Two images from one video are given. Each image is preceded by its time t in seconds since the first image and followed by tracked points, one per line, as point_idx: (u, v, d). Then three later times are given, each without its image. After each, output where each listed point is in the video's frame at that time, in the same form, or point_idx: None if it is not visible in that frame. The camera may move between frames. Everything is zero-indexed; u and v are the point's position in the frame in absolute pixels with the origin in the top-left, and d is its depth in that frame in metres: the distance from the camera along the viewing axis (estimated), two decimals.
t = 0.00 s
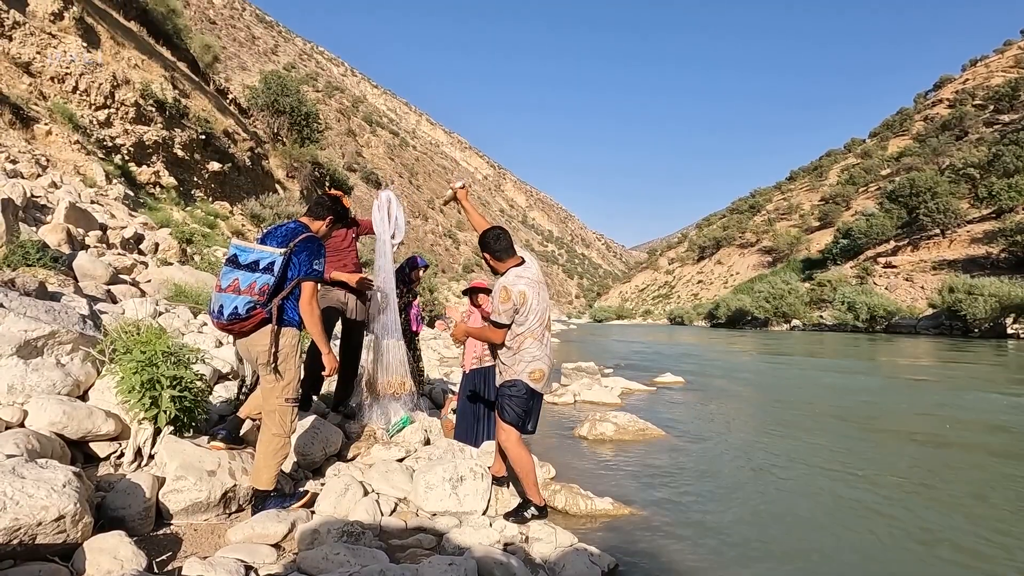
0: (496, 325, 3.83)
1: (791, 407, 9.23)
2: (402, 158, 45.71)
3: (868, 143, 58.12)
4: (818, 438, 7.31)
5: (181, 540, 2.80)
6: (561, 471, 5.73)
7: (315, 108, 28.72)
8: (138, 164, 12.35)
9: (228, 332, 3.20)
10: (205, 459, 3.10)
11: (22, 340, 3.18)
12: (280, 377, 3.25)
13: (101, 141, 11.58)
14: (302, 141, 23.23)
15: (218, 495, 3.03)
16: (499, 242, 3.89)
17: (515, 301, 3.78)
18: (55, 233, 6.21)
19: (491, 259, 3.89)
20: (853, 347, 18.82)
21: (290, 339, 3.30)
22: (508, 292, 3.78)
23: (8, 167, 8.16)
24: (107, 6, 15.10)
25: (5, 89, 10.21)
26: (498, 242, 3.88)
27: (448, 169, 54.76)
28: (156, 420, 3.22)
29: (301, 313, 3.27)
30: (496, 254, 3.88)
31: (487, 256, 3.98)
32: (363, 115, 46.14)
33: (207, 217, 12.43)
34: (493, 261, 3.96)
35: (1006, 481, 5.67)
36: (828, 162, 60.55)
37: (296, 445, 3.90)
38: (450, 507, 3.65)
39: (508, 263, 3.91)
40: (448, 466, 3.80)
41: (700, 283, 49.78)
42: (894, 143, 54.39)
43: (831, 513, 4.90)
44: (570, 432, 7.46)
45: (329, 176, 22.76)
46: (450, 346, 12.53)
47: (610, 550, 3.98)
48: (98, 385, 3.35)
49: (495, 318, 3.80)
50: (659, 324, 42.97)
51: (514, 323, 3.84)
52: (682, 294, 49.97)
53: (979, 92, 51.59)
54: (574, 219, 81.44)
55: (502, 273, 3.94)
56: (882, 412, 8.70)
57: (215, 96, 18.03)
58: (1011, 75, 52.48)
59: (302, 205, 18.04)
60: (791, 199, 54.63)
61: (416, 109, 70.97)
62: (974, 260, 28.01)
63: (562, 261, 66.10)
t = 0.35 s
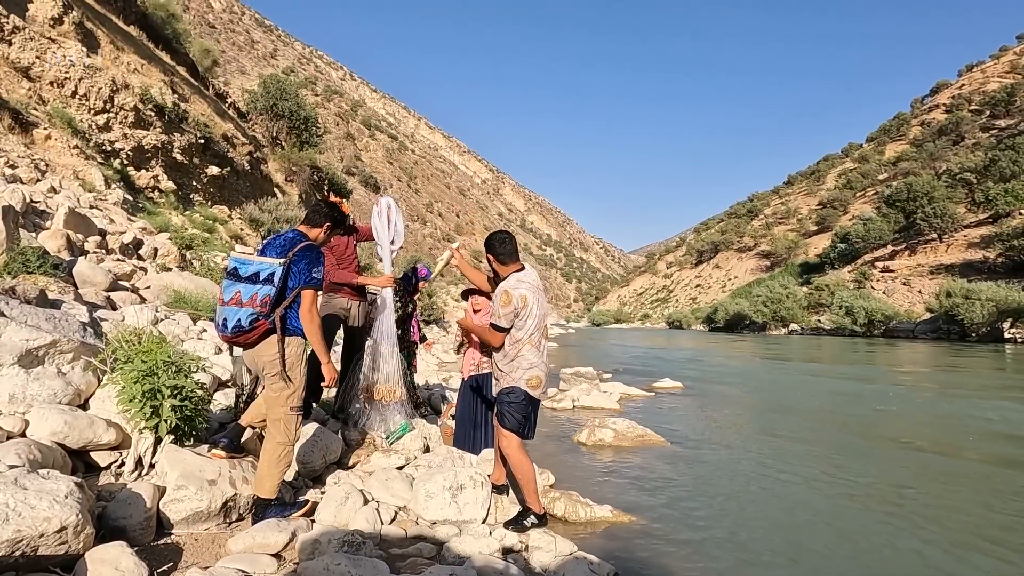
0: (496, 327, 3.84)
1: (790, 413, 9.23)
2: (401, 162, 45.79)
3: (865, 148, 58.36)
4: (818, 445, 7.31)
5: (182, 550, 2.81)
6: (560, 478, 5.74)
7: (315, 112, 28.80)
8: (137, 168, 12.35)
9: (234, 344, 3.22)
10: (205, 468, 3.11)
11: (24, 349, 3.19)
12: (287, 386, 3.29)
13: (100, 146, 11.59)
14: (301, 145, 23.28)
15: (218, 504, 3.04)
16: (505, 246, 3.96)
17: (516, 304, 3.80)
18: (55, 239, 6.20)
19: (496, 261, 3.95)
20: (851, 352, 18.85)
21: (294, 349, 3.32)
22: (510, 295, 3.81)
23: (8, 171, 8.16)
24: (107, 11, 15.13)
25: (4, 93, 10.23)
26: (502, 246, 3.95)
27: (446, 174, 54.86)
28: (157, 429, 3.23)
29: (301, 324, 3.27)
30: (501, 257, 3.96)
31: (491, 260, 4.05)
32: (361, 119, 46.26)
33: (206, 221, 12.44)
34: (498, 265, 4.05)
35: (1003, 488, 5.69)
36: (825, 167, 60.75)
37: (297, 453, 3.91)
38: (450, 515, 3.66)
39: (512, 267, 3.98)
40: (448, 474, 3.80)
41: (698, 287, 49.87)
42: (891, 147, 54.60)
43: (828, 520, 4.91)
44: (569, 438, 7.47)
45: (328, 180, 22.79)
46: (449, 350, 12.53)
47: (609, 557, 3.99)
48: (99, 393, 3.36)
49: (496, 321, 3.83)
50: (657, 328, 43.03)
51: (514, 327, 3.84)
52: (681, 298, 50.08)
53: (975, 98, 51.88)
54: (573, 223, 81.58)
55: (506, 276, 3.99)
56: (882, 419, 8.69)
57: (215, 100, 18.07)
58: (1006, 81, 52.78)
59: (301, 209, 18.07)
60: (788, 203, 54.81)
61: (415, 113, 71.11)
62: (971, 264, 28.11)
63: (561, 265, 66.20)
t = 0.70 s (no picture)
0: (503, 326, 3.89)
1: (790, 419, 9.21)
2: (401, 167, 45.86)
3: (865, 153, 58.47)
4: (817, 451, 7.30)
5: (182, 558, 2.81)
6: (560, 483, 5.74)
7: (315, 117, 28.90)
8: (138, 173, 12.37)
9: (240, 353, 3.21)
10: (206, 475, 3.11)
11: (26, 356, 3.19)
12: (290, 393, 3.33)
13: (101, 151, 11.62)
14: (302, 150, 23.35)
15: (219, 511, 3.04)
16: (506, 248, 3.99)
17: (521, 301, 3.90)
18: (56, 244, 6.22)
19: (496, 263, 3.98)
20: (851, 357, 18.85)
21: (298, 356, 3.35)
22: (516, 290, 3.91)
23: (9, 177, 8.18)
24: (108, 17, 15.21)
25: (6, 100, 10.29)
26: (505, 247, 3.98)
27: (446, 178, 54.95)
28: (158, 436, 3.23)
29: (303, 330, 3.29)
30: (503, 258, 3.99)
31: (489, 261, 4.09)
32: (362, 124, 46.37)
33: (206, 226, 12.46)
34: (497, 267, 4.05)
35: (1002, 495, 5.67)
36: (825, 171, 60.85)
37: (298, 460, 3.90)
38: (450, 522, 3.66)
39: (511, 269, 4.03)
40: (448, 480, 3.81)
41: (698, 291, 49.91)
42: (890, 152, 54.69)
43: (825, 527, 4.89)
44: (570, 443, 7.46)
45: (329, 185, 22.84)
46: (449, 355, 12.54)
47: (609, 564, 3.98)
48: (99, 400, 3.37)
49: (503, 319, 3.91)
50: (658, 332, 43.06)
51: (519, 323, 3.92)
52: (681, 302, 50.09)
53: (973, 102, 52.01)
54: (573, 227, 81.66)
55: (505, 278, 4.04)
56: (882, 425, 8.66)
57: (216, 105, 18.12)
58: (1005, 85, 52.96)
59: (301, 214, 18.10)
60: (788, 207, 54.88)
61: (415, 117, 71.29)
62: (971, 268, 28.14)
63: (561, 269, 66.25)
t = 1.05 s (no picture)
0: (517, 331, 3.75)
1: (790, 426, 9.19)
2: (402, 172, 45.91)
3: (864, 157, 58.53)
4: (818, 460, 7.25)
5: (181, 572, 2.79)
6: (562, 492, 5.70)
7: (315, 122, 28.92)
8: (139, 180, 12.38)
9: (247, 366, 3.22)
10: (205, 488, 3.09)
11: (24, 368, 3.17)
12: (298, 405, 3.28)
13: (103, 158, 11.63)
14: (302, 156, 23.38)
15: (219, 523, 3.01)
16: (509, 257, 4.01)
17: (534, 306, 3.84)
18: (56, 253, 6.22)
19: (504, 271, 3.95)
20: (852, 362, 18.81)
21: (303, 368, 3.31)
22: (530, 298, 3.85)
23: (10, 185, 8.18)
24: (110, 24, 15.24)
25: (7, 107, 10.30)
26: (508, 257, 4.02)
27: (447, 184, 55.02)
28: (157, 448, 3.21)
29: (312, 341, 3.29)
30: (509, 266, 3.99)
31: (495, 268, 3.98)
32: (362, 130, 46.48)
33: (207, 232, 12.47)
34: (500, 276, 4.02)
35: (1003, 506, 5.62)
36: (825, 175, 60.89)
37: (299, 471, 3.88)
38: (452, 534, 3.63)
39: (514, 278, 4.02)
40: (449, 491, 3.77)
41: (699, 296, 49.87)
42: (890, 156, 54.72)
43: (826, 536, 4.90)
44: (571, 451, 7.42)
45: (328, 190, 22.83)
46: (449, 361, 12.50)
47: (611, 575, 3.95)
48: (99, 411, 3.35)
49: (516, 324, 3.77)
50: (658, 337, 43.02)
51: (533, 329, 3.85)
52: (681, 306, 50.05)
53: (972, 107, 52.12)
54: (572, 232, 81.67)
55: (511, 285, 3.99)
56: (883, 433, 8.61)
57: (217, 112, 18.14)
58: (1003, 90, 53.06)
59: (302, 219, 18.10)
60: (788, 212, 54.88)
61: (416, 123, 71.43)
62: (972, 272, 28.12)
63: (561, 274, 66.24)
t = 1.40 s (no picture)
0: (528, 353, 3.72)
1: (795, 436, 9.13)
2: (403, 176, 45.97)
3: (866, 161, 58.48)
4: (823, 472, 7.20)
5: None
6: (568, 505, 5.67)
7: (317, 127, 28.97)
8: (142, 186, 12.38)
9: (254, 382, 3.20)
10: (210, 507, 3.08)
11: (28, 388, 3.15)
12: (305, 423, 3.27)
13: (106, 165, 11.63)
14: (304, 161, 23.43)
15: (224, 544, 2.99)
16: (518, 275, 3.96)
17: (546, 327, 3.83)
18: (60, 263, 6.23)
19: (514, 289, 3.90)
20: (855, 367, 18.75)
21: (311, 387, 3.29)
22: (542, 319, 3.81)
23: (14, 193, 8.18)
24: (114, 31, 15.29)
25: (11, 115, 10.32)
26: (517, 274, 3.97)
27: (448, 188, 55.07)
28: (162, 467, 3.19)
29: (321, 359, 3.26)
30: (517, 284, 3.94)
31: (502, 285, 3.94)
32: (364, 134, 46.56)
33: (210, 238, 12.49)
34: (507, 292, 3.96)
35: (1010, 520, 5.55)
36: (826, 179, 60.85)
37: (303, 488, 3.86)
38: (459, 553, 3.61)
39: (523, 296, 3.98)
40: (455, 509, 3.76)
41: (701, 299, 49.79)
42: (891, 160, 54.64)
43: (823, 545, 4.96)
44: (576, 462, 7.38)
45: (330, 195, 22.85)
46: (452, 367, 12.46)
47: None
48: (103, 429, 3.33)
49: (527, 347, 3.75)
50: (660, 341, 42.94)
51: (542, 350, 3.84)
52: (683, 310, 49.97)
53: (973, 110, 52.08)
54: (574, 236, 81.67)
55: (519, 303, 3.94)
56: (888, 444, 8.53)
57: (220, 118, 18.18)
58: (1005, 93, 53.02)
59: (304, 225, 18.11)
60: (790, 215, 54.81)
61: (417, 127, 71.57)
62: (975, 276, 28.04)
63: (563, 278, 66.24)
